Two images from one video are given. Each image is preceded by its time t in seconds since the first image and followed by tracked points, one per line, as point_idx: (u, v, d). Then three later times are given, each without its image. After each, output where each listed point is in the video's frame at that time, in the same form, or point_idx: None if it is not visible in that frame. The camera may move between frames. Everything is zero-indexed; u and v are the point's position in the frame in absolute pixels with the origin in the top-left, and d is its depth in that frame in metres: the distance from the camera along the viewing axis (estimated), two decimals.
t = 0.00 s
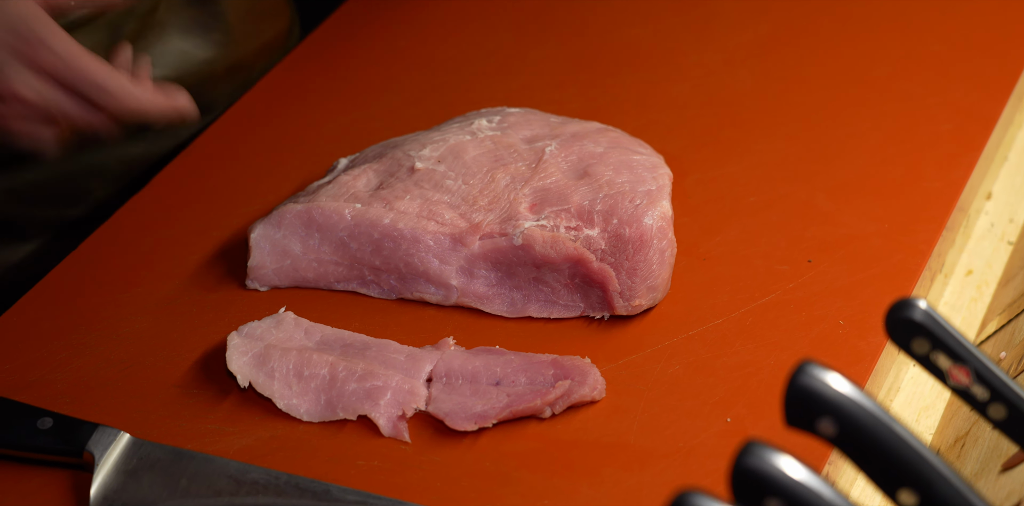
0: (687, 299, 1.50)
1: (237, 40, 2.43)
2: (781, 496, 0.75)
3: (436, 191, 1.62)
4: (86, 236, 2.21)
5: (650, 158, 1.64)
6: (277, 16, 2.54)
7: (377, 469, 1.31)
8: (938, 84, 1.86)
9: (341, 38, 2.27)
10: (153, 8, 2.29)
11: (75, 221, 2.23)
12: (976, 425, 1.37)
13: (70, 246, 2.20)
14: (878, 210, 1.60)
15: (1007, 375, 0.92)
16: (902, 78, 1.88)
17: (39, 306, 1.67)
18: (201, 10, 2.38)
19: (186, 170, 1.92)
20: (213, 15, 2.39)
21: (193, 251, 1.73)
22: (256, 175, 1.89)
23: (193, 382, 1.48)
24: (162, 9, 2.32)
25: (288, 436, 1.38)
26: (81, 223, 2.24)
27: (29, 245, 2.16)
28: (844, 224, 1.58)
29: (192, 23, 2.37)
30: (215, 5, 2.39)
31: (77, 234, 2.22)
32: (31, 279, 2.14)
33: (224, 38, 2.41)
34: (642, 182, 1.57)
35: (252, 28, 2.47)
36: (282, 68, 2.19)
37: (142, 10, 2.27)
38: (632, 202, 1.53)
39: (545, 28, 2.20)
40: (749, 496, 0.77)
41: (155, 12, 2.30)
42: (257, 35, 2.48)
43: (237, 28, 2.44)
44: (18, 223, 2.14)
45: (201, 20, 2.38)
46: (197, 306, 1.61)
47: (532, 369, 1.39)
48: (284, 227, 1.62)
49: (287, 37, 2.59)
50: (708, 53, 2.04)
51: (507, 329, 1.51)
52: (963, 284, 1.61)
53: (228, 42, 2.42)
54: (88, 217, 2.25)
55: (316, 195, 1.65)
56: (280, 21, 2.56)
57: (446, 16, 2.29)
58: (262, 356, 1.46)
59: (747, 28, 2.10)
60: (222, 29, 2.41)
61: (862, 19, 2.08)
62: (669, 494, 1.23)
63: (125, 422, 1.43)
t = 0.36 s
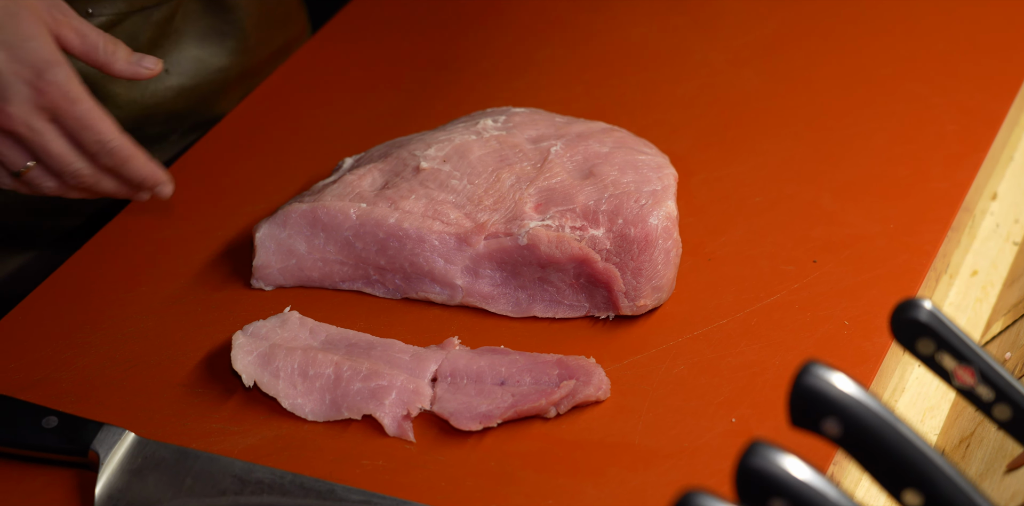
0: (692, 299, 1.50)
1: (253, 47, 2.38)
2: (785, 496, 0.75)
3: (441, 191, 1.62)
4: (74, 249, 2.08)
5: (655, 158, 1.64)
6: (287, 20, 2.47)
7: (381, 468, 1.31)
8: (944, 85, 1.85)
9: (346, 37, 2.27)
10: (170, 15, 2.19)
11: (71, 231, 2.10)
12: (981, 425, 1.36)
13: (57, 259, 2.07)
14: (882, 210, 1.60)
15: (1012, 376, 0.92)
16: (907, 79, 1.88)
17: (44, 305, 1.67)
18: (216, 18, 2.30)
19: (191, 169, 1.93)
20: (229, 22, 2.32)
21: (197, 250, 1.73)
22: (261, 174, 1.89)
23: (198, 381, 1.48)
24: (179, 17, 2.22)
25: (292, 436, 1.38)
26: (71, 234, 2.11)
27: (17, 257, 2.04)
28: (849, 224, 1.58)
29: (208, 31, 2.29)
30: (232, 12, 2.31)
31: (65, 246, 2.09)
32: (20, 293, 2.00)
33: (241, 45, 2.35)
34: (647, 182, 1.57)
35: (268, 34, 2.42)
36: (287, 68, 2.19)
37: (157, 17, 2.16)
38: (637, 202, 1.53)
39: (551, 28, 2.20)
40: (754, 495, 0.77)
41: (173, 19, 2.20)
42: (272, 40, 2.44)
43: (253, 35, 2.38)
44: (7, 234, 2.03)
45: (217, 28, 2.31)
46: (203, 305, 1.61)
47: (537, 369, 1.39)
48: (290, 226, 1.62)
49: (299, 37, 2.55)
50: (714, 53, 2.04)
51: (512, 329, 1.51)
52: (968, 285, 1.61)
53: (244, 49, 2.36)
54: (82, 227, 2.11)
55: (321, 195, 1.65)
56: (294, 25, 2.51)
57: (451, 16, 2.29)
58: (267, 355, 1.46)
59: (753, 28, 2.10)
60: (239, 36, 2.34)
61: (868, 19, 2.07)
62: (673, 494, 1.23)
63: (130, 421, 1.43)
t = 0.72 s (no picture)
0: (697, 298, 1.50)
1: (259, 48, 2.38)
2: (790, 495, 0.75)
3: (447, 190, 1.63)
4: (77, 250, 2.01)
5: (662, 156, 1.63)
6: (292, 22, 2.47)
7: (386, 467, 1.31)
8: (949, 84, 1.85)
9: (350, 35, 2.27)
10: (174, 15, 2.17)
11: (71, 231, 2.02)
12: (986, 425, 1.38)
13: (58, 259, 2.01)
14: (887, 209, 1.60)
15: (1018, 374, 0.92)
16: (913, 78, 1.88)
17: (49, 303, 1.67)
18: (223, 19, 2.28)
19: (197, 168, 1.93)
20: (235, 24, 2.30)
21: (203, 248, 1.73)
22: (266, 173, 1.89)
23: (203, 379, 1.49)
24: (182, 17, 2.20)
25: (297, 434, 1.38)
26: (71, 236, 2.03)
27: (17, 258, 1.97)
28: (854, 224, 1.58)
29: (213, 32, 2.28)
30: (238, 14, 2.29)
31: (74, 246, 2.03)
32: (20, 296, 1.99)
33: (243, 46, 2.35)
34: (653, 181, 1.57)
35: (273, 35, 2.42)
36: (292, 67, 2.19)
37: (161, 18, 2.14)
38: (643, 201, 1.52)
39: (555, 27, 2.20)
40: (759, 495, 0.77)
41: (176, 19, 2.18)
42: (277, 41, 2.43)
43: (258, 36, 2.36)
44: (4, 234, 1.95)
45: (221, 29, 2.29)
46: (208, 303, 1.62)
47: (542, 368, 1.40)
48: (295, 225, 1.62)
49: (304, 35, 2.54)
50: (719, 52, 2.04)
51: (517, 328, 1.51)
52: (974, 284, 1.61)
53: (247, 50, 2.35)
54: (82, 228, 2.03)
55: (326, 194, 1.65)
56: (298, 24, 2.50)
57: (456, 14, 2.29)
58: (272, 354, 1.46)
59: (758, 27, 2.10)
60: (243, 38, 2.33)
61: (874, 18, 2.07)
62: (678, 493, 1.23)
63: (136, 419, 1.44)
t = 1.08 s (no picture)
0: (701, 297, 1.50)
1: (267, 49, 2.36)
2: (794, 495, 0.75)
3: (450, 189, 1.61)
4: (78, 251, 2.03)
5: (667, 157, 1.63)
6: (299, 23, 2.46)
7: (389, 466, 1.31)
8: (952, 83, 1.85)
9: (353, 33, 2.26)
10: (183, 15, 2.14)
11: (74, 233, 2.03)
12: (989, 424, 1.38)
13: (60, 260, 2.03)
14: (891, 209, 1.59)
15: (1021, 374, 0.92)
16: (917, 78, 1.88)
17: (53, 302, 1.67)
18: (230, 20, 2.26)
19: (200, 167, 1.93)
20: (243, 27, 2.28)
21: (206, 248, 1.74)
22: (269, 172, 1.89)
23: (206, 378, 1.49)
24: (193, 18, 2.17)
25: (301, 432, 1.38)
26: (73, 238, 2.04)
27: (20, 257, 1.99)
28: (858, 223, 1.58)
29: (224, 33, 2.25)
30: (246, 17, 2.28)
31: (71, 247, 2.04)
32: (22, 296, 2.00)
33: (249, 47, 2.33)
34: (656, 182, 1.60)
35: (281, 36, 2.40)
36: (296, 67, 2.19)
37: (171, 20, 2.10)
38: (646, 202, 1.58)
39: (559, 26, 2.20)
40: (763, 494, 0.77)
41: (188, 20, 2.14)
42: (284, 42, 2.42)
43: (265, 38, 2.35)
44: (9, 235, 1.95)
45: (231, 30, 2.26)
46: (212, 302, 1.62)
47: (545, 367, 1.40)
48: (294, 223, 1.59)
49: (311, 35, 2.53)
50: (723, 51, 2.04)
51: (520, 328, 1.51)
52: (977, 284, 1.61)
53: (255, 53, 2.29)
54: (84, 230, 2.05)
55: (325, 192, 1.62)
56: (304, 25, 2.50)
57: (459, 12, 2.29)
58: (276, 353, 1.46)
59: (762, 28, 2.10)
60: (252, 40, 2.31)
61: (878, 18, 2.07)
62: (681, 492, 1.23)
63: (139, 419, 1.44)
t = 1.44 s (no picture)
0: (703, 297, 1.50)
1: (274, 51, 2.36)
2: (796, 495, 0.75)
3: (452, 189, 1.63)
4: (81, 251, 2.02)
5: (668, 156, 1.63)
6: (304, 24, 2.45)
7: (392, 465, 1.31)
8: (956, 83, 1.85)
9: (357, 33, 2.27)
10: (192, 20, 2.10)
11: (78, 234, 2.04)
12: (992, 424, 1.37)
13: (65, 260, 2.01)
14: (894, 208, 1.59)
15: None
16: (919, 77, 1.88)
17: (55, 301, 1.67)
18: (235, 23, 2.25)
19: (202, 166, 1.93)
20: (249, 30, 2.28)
21: (209, 247, 1.74)
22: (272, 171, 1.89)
23: (209, 377, 1.49)
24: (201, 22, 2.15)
25: (303, 432, 1.38)
26: (78, 239, 2.04)
27: (24, 257, 1.98)
28: (860, 223, 1.58)
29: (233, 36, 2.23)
30: (253, 20, 2.28)
31: (74, 246, 2.04)
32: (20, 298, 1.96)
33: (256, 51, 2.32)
34: (659, 180, 1.58)
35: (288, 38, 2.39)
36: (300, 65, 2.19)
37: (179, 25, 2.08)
38: (648, 200, 1.55)
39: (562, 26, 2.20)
40: (765, 494, 0.77)
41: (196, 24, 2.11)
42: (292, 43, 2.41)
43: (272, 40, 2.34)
44: (13, 234, 1.95)
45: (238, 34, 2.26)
46: (215, 301, 1.62)
47: (547, 367, 1.39)
48: (301, 224, 1.64)
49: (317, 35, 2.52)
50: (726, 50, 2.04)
51: (523, 328, 1.51)
52: (979, 284, 1.61)
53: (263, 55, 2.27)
54: (88, 232, 2.05)
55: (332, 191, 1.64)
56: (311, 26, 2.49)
57: (463, 12, 2.29)
58: (278, 352, 1.46)
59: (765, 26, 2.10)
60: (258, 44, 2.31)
61: (881, 17, 2.07)
62: (683, 492, 1.23)
63: (141, 418, 1.44)
